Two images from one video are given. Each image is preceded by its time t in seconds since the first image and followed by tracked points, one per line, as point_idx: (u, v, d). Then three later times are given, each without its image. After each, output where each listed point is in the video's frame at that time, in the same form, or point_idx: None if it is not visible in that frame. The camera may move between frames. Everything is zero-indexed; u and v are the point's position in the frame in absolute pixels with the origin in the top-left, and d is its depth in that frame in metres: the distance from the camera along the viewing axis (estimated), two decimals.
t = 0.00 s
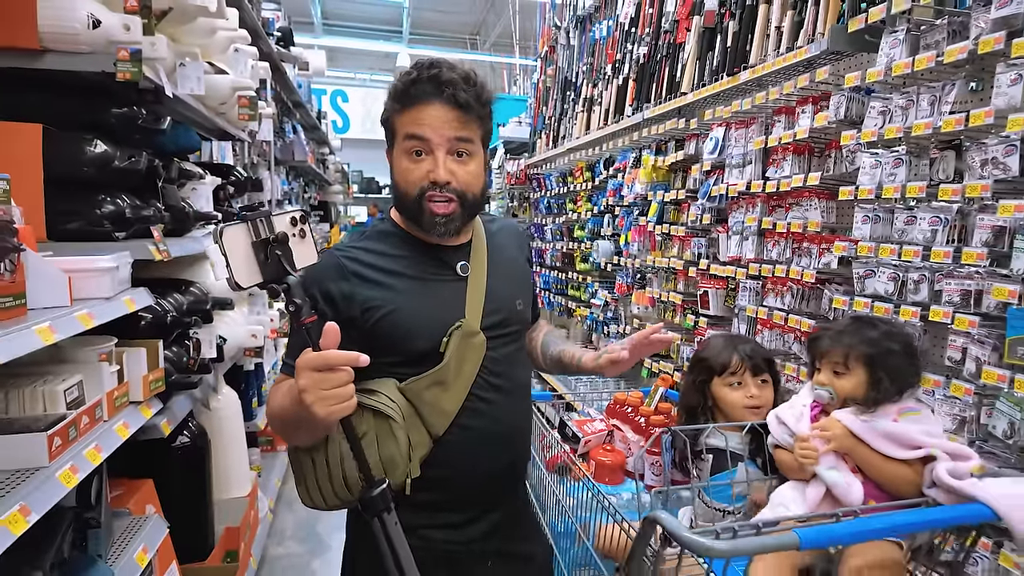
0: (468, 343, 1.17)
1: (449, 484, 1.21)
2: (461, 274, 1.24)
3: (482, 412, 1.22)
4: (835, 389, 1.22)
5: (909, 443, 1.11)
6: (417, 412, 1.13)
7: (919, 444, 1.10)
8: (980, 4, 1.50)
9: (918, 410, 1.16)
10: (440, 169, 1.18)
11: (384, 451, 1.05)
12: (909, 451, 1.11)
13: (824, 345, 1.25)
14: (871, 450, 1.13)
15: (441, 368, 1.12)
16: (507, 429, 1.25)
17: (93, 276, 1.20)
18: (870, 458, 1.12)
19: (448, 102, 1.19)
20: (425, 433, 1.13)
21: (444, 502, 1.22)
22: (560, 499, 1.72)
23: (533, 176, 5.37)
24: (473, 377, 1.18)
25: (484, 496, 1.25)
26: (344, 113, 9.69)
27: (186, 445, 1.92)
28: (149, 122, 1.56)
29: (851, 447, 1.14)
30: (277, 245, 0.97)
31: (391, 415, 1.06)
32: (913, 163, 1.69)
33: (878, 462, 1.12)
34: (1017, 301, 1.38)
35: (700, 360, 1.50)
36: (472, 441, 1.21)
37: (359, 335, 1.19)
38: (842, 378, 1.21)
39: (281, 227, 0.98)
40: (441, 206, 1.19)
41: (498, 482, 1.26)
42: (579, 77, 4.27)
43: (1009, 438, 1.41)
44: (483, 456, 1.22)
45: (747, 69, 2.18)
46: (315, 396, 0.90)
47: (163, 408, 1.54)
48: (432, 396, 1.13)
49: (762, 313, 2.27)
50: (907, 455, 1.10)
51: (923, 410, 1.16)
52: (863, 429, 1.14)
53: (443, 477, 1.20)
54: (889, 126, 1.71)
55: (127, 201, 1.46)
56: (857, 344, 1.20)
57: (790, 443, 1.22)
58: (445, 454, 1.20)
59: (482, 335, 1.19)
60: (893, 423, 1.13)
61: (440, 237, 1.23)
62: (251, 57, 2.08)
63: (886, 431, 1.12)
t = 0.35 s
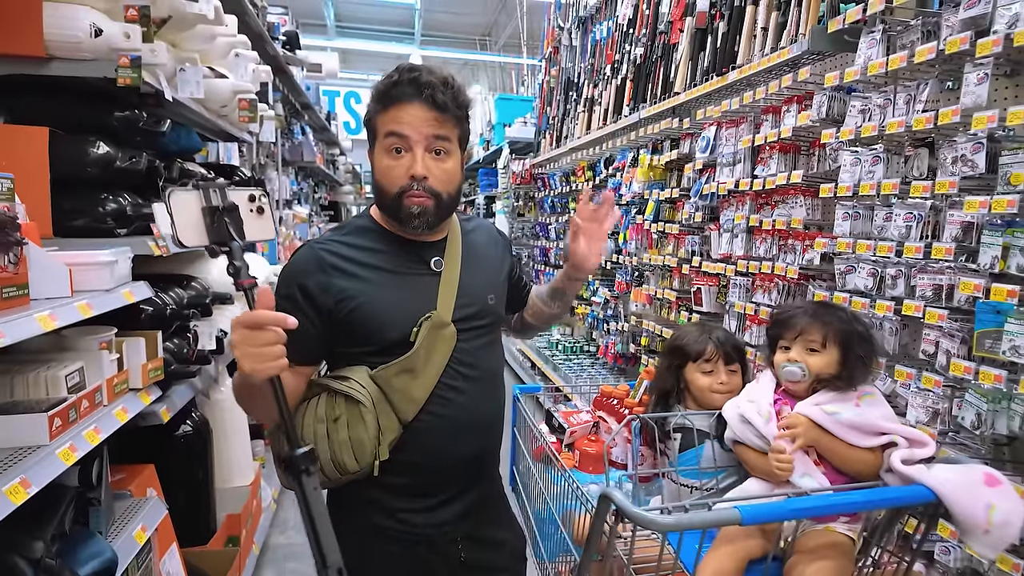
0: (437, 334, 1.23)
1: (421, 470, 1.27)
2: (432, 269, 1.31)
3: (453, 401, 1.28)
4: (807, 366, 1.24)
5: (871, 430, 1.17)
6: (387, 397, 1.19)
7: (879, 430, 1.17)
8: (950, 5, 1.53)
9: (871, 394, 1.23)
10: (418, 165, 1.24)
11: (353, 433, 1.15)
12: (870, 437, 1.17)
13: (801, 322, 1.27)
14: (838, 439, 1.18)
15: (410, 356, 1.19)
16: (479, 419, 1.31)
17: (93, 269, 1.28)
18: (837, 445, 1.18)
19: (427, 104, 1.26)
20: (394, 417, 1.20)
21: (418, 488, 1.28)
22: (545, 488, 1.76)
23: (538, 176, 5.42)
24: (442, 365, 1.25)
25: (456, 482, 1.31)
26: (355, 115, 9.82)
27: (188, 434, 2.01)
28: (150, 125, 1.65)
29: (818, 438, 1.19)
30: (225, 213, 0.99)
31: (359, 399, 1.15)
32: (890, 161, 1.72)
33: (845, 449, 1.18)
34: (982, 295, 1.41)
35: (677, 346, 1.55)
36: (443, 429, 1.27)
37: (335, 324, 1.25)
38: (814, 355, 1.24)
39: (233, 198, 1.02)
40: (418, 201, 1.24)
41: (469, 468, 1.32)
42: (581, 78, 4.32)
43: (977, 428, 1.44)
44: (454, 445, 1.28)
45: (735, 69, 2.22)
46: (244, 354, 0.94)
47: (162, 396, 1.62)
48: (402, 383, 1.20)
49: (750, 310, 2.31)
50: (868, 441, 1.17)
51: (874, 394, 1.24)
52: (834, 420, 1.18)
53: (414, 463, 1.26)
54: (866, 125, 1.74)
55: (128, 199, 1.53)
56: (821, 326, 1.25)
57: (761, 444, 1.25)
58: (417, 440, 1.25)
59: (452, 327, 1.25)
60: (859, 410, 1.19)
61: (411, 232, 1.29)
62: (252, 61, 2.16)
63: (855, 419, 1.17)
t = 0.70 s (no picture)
0: (429, 329, 1.27)
1: (408, 463, 1.31)
2: (426, 269, 1.34)
3: (442, 395, 1.31)
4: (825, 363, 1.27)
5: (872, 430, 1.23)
6: (382, 390, 1.23)
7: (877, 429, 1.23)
8: (943, 6, 1.53)
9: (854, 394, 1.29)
10: (437, 175, 1.28)
11: (349, 423, 1.19)
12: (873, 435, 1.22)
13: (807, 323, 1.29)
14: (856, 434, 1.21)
15: (404, 349, 1.23)
16: (466, 414, 1.34)
17: (101, 269, 1.35)
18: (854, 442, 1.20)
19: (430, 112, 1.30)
20: (388, 408, 1.24)
21: (407, 480, 1.33)
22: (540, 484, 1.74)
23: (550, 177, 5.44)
24: (434, 360, 1.29)
25: (444, 475, 1.35)
26: (372, 117, 9.92)
27: (197, 429, 2.07)
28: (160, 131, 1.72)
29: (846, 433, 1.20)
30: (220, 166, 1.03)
31: (354, 391, 1.19)
32: (886, 162, 1.72)
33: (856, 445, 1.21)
34: (971, 296, 1.41)
35: (666, 348, 1.66)
36: (432, 424, 1.30)
37: (326, 313, 1.29)
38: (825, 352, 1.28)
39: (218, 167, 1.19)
40: (435, 208, 1.28)
41: (457, 461, 1.36)
42: (592, 79, 4.33)
43: (968, 430, 1.43)
44: (444, 438, 1.32)
45: (735, 71, 2.22)
46: (204, 250, 1.01)
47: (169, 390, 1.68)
48: (396, 376, 1.24)
49: (751, 311, 2.31)
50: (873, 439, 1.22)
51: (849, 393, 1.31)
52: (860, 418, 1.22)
53: (402, 457, 1.31)
54: (861, 126, 1.74)
55: (137, 203, 1.61)
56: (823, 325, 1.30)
57: (800, 446, 1.15)
58: (405, 434, 1.29)
59: (443, 324, 1.29)
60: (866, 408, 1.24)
61: (410, 232, 1.34)
62: (262, 67, 2.23)
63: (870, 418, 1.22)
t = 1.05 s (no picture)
0: (433, 325, 1.27)
1: (418, 456, 1.31)
2: (434, 264, 1.35)
3: (446, 391, 1.30)
4: (778, 352, 1.24)
5: (844, 422, 1.18)
6: (383, 384, 1.24)
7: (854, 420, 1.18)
8: None
9: (845, 381, 1.22)
10: (436, 168, 1.28)
11: (350, 418, 1.21)
12: (846, 429, 1.18)
13: (768, 311, 1.28)
14: (806, 430, 1.18)
15: (404, 344, 1.23)
16: (474, 409, 1.33)
17: (122, 263, 1.38)
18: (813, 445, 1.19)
19: (439, 107, 1.30)
20: (391, 403, 1.25)
21: (417, 475, 1.33)
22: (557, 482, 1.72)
23: (572, 176, 5.42)
24: (438, 355, 1.29)
25: (456, 469, 1.35)
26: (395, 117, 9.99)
27: (219, 423, 2.10)
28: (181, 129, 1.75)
29: (786, 426, 1.19)
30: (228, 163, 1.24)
31: (355, 386, 1.20)
32: (912, 157, 1.68)
33: (815, 442, 1.19)
34: (1000, 294, 1.37)
35: (686, 345, 1.68)
36: (438, 419, 1.30)
37: (337, 311, 1.31)
38: (784, 343, 1.25)
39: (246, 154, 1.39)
40: (437, 201, 1.29)
41: (468, 456, 1.35)
42: (613, 77, 4.30)
43: (996, 433, 1.39)
44: (449, 434, 1.31)
45: (758, 66, 2.18)
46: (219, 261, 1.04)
47: (189, 384, 1.71)
48: (398, 371, 1.24)
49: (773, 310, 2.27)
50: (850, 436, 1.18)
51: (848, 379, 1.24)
52: (801, 411, 1.18)
53: (409, 451, 1.31)
54: (886, 120, 1.70)
55: (160, 199, 1.65)
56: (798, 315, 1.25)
57: (723, 435, 1.27)
58: (412, 428, 1.29)
59: (448, 319, 1.29)
60: (826, 398, 1.19)
61: (416, 228, 1.35)
62: (282, 67, 2.26)
63: (822, 410, 1.18)
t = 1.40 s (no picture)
0: (460, 325, 1.27)
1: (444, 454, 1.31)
2: (461, 263, 1.34)
3: (475, 390, 1.30)
4: (788, 360, 1.16)
5: (852, 439, 1.11)
6: (412, 384, 1.23)
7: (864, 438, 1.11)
8: None
9: (860, 395, 1.15)
10: (472, 169, 1.28)
11: (380, 417, 1.20)
12: (856, 446, 1.11)
13: (780, 314, 1.16)
14: (814, 448, 1.13)
15: (432, 343, 1.23)
16: (502, 409, 1.32)
17: (151, 261, 1.40)
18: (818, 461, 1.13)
19: (473, 108, 1.30)
20: (420, 403, 1.24)
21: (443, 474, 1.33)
22: (580, 483, 1.70)
23: (591, 175, 5.39)
24: (467, 354, 1.28)
25: (483, 469, 1.34)
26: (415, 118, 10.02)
27: (243, 420, 2.12)
28: (208, 129, 1.77)
29: (790, 443, 1.14)
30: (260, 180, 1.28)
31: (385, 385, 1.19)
32: (948, 154, 1.64)
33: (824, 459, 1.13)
34: None
35: (697, 341, 1.69)
36: (466, 418, 1.29)
37: (364, 312, 1.31)
38: (795, 349, 1.15)
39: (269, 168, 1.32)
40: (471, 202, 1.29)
41: (495, 455, 1.34)
42: (635, 75, 4.27)
43: None
44: (477, 433, 1.30)
45: (785, 62, 2.14)
46: (257, 300, 1.04)
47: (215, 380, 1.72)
48: (426, 370, 1.24)
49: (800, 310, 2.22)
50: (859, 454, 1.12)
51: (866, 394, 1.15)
52: (807, 429, 1.12)
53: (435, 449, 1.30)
54: (920, 116, 1.65)
55: (188, 198, 1.66)
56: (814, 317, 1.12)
57: (727, 441, 1.23)
58: (440, 427, 1.29)
59: (476, 318, 1.28)
60: (836, 414, 1.12)
61: (443, 227, 1.35)
62: (306, 67, 2.28)
63: (828, 428, 1.12)
